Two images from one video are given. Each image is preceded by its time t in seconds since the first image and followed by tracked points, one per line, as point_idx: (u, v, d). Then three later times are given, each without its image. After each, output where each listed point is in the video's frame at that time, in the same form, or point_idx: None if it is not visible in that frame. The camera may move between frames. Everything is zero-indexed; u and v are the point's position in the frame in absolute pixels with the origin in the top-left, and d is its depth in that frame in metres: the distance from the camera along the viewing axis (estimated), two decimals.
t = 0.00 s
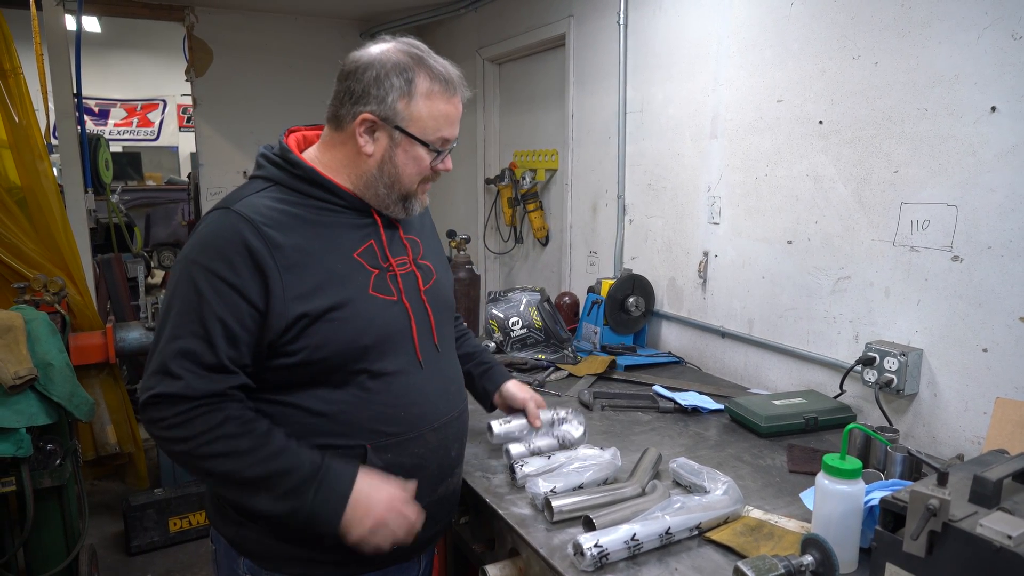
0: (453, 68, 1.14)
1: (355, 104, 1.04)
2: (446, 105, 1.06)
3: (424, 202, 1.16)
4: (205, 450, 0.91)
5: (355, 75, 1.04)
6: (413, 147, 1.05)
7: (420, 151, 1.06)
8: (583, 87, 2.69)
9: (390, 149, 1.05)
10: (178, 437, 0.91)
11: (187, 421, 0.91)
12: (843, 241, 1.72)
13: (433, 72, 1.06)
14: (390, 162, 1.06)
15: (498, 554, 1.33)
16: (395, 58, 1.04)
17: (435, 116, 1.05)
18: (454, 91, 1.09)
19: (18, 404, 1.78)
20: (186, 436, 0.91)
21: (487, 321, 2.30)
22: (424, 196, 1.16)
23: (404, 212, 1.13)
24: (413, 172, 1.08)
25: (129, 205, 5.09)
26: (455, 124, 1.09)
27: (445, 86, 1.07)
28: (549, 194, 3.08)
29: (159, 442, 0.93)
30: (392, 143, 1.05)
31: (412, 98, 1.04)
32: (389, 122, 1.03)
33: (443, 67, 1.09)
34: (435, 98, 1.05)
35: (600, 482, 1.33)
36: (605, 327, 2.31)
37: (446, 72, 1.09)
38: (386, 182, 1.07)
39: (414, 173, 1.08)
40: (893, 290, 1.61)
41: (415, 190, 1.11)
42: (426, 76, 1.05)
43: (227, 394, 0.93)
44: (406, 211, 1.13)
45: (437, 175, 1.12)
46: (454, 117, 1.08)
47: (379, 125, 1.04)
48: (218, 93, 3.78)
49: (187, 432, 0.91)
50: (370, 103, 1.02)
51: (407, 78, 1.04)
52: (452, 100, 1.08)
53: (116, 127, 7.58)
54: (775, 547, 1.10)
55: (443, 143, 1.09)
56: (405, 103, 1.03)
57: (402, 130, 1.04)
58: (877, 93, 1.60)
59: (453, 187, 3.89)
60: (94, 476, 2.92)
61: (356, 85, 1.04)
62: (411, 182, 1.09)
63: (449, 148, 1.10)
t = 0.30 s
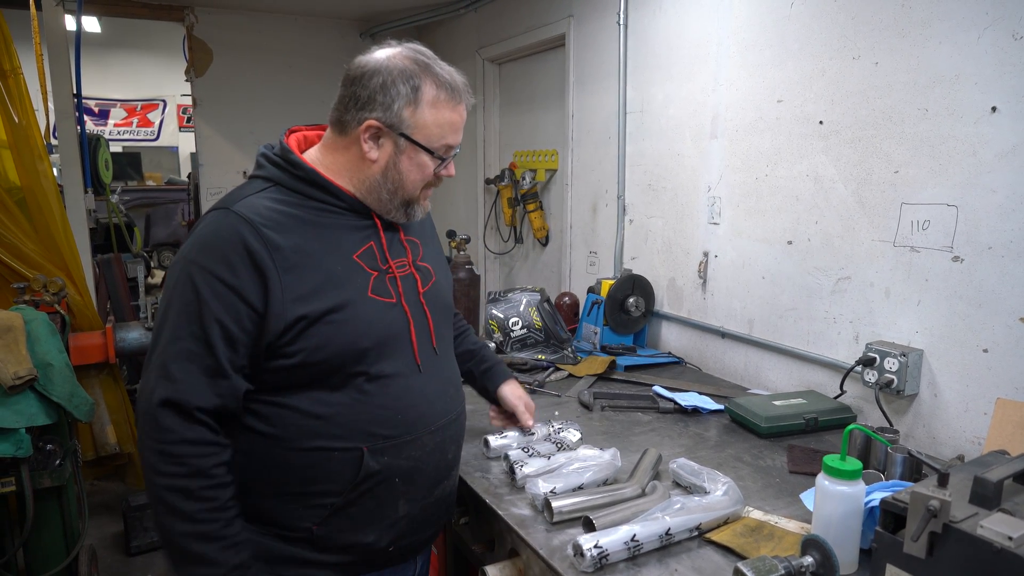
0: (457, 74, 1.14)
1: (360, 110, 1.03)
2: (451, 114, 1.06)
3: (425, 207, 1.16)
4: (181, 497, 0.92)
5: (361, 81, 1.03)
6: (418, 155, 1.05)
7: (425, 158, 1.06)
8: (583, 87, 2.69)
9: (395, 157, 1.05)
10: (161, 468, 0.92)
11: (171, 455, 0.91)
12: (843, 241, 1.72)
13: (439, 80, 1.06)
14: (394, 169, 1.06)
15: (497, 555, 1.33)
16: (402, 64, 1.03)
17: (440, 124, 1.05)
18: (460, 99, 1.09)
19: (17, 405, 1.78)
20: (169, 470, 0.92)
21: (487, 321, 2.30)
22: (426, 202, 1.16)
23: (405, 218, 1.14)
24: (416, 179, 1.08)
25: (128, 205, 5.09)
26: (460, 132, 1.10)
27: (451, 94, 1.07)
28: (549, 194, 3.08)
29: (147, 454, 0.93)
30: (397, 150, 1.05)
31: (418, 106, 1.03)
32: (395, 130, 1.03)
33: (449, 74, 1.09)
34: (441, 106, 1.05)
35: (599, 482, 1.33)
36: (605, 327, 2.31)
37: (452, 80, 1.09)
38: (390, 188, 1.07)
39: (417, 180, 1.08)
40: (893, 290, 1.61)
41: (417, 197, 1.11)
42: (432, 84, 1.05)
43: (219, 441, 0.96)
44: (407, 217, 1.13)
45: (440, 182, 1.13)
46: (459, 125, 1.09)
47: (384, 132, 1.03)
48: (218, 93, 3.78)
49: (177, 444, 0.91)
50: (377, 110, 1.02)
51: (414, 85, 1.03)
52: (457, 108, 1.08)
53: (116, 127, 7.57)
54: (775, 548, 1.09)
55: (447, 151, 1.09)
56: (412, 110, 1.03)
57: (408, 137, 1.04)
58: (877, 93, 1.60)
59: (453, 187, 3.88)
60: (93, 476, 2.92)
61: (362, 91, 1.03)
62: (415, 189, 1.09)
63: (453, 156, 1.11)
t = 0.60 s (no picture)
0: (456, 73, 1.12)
1: (348, 103, 1.03)
2: (440, 110, 1.03)
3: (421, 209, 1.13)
4: (164, 514, 0.94)
5: (351, 75, 1.03)
6: (404, 150, 1.03)
7: (411, 155, 1.03)
8: (584, 86, 2.69)
9: (381, 151, 1.03)
10: (148, 479, 0.94)
11: (156, 469, 0.93)
12: (844, 240, 1.71)
13: (431, 75, 1.04)
14: (380, 165, 1.04)
15: (497, 555, 1.32)
16: (391, 59, 1.02)
17: (427, 120, 1.02)
18: (453, 96, 1.06)
19: (16, 405, 1.77)
20: (154, 484, 0.93)
21: (487, 321, 2.29)
22: (421, 205, 1.13)
23: (397, 218, 1.11)
24: (404, 176, 1.05)
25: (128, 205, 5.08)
26: (452, 129, 1.06)
27: (441, 91, 1.04)
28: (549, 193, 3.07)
29: (136, 461, 0.94)
30: (383, 146, 1.03)
31: (404, 100, 1.02)
32: (380, 123, 1.02)
33: (443, 71, 1.06)
34: (428, 101, 1.03)
35: (600, 483, 1.33)
36: (605, 327, 2.30)
37: (445, 76, 1.06)
38: (377, 185, 1.05)
39: (404, 177, 1.05)
40: (895, 290, 1.60)
41: (406, 197, 1.08)
42: (421, 79, 1.03)
43: (204, 453, 0.96)
44: (399, 218, 1.11)
45: (432, 183, 1.09)
46: (450, 122, 1.05)
47: (370, 125, 1.02)
48: (218, 92, 3.78)
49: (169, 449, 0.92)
50: (362, 103, 1.02)
51: (401, 79, 1.02)
52: (448, 105, 1.05)
53: (116, 127, 7.55)
54: (777, 549, 1.09)
55: (437, 150, 1.05)
56: (397, 104, 1.01)
57: (393, 132, 1.02)
58: (879, 92, 1.59)
59: (454, 186, 3.88)
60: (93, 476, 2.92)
61: (351, 84, 1.03)
62: (402, 188, 1.06)
63: (445, 155, 1.07)
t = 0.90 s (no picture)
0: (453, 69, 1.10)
1: (342, 98, 1.03)
2: (433, 105, 1.02)
3: (418, 206, 1.11)
4: (186, 503, 0.92)
5: (345, 69, 1.03)
6: (396, 145, 1.01)
7: (403, 150, 1.02)
8: (585, 85, 2.68)
9: (373, 147, 1.02)
10: (157, 473, 0.92)
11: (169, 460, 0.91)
12: (847, 239, 1.71)
13: (424, 69, 1.02)
14: (373, 160, 1.03)
15: (499, 555, 1.32)
16: (384, 53, 1.01)
17: (420, 114, 1.01)
18: (446, 90, 1.04)
19: (16, 404, 1.77)
20: (167, 475, 0.92)
21: (488, 321, 2.28)
22: (418, 202, 1.12)
23: (393, 215, 1.10)
24: (396, 171, 1.03)
25: (128, 204, 5.08)
26: (446, 124, 1.04)
27: (435, 85, 1.03)
28: (550, 193, 3.07)
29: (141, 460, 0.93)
30: (376, 140, 1.02)
31: (395, 94, 1.00)
32: (372, 118, 1.01)
33: (437, 65, 1.05)
34: (421, 96, 1.01)
35: (602, 483, 1.32)
36: (606, 327, 2.30)
37: (440, 71, 1.04)
38: (371, 181, 1.04)
39: (397, 173, 1.04)
40: (898, 290, 1.59)
41: (402, 193, 1.07)
42: (414, 73, 1.01)
43: (213, 443, 0.95)
44: (395, 214, 1.09)
45: (427, 179, 1.08)
46: (443, 116, 1.03)
47: (362, 119, 1.01)
48: (218, 92, 3.77)
49: (166, 447, 0.91)
50: (354, 97, 1.01)
51: (394, 72, 1.01)
52: (443, 99, 1.03)
53: (116, 126, 7.49)
54: (781, 549, 1.08)
55: (430, 145, 1.04)
56: (389, 98, 1.00)
57: (385, 126, 1.01)
58: (882, 91, 1.58)
59: (455, 185, 3.87)
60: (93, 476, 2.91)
61: (345, 79, 1.03)
62: (396, 183, 1.05)
63: (439, 151, 1.05)
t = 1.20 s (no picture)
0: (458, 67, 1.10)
1: (349, 96, 1.02)
2: (441, 103, 1.02)
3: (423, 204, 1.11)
4: (180, 510, 0.91)
5: (351, 68, 1.02)
6: (405, 143, 1.01)
7: (412, 148, 1.02)
8: (586, 84, 2.67)
9: (382, 145, 1.02)
10: (154, 475, 0.91)
11: (167, 465, 0.90)
12: (849, 238, 1.70)
13: (432, 67, 1.02)
14: (381, 159, 1.02)
15: (500, 556, 1.31)
16: (392, 52, 1.01)
17: (428, 112, 1.01)
18: (454, 88, 1.05)
19: (15, 404, 1.76)
20: (162, 480, 0.91)
21: (489, 321, 2.27)
22: (423, 199, 1.12)
23: (399, 214, 1.10)
24: (405, 169, 1.03)
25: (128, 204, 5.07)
26: (453, 122, 1.04)
27: (443, 83, 1.03)
28: (551, 192, 3.06)
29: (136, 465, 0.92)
30: (384, 138, 1.01)
31: (404, 92, 1.00)
32: (381, 116, 1.00)
33: (444, 64, 1.05)
34: (430, 93, 1.01)
35: (603, 483, 1.31)
36: (607, 326, 2.29)
37: (447, 69, 1.04)
38: (378, 179, 1.04)
39: (406, 171, 1.03)
40: (900, 289, 1.59)
41: (408, 191, 1.07)
42: (423, 72, 1.01)
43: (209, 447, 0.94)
44: (401, 213, 1.09)
45: (434, 177, 1.07)
46: (450, 113, 1.03)
47: (370, 118, 1.01)
48: (218, 91, 3.76)
49: (167, 447, 0.90)
50: (363, 95, 1.00)
51: (402, 71, 1.00)
52: (450, 97, 1.03)
53: (116, 126, 7.50)
54: (784, 550, 1.08)
55: (438, 143, 1.04)
56: (398, 96, 1.00)
57: (394, 124, 1.00)
58: (884, 90, 1.58)
59: (455, 185, 3.86)
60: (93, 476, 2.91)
61: (353, 77, 1.02)
62: (404, 181, 1.04)
63: (446, 148, 1.05)
